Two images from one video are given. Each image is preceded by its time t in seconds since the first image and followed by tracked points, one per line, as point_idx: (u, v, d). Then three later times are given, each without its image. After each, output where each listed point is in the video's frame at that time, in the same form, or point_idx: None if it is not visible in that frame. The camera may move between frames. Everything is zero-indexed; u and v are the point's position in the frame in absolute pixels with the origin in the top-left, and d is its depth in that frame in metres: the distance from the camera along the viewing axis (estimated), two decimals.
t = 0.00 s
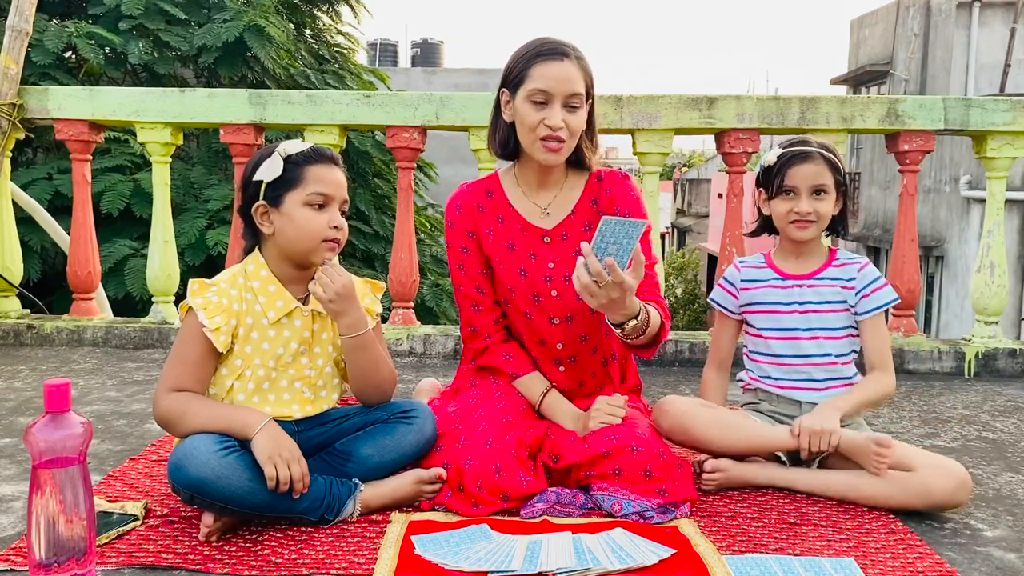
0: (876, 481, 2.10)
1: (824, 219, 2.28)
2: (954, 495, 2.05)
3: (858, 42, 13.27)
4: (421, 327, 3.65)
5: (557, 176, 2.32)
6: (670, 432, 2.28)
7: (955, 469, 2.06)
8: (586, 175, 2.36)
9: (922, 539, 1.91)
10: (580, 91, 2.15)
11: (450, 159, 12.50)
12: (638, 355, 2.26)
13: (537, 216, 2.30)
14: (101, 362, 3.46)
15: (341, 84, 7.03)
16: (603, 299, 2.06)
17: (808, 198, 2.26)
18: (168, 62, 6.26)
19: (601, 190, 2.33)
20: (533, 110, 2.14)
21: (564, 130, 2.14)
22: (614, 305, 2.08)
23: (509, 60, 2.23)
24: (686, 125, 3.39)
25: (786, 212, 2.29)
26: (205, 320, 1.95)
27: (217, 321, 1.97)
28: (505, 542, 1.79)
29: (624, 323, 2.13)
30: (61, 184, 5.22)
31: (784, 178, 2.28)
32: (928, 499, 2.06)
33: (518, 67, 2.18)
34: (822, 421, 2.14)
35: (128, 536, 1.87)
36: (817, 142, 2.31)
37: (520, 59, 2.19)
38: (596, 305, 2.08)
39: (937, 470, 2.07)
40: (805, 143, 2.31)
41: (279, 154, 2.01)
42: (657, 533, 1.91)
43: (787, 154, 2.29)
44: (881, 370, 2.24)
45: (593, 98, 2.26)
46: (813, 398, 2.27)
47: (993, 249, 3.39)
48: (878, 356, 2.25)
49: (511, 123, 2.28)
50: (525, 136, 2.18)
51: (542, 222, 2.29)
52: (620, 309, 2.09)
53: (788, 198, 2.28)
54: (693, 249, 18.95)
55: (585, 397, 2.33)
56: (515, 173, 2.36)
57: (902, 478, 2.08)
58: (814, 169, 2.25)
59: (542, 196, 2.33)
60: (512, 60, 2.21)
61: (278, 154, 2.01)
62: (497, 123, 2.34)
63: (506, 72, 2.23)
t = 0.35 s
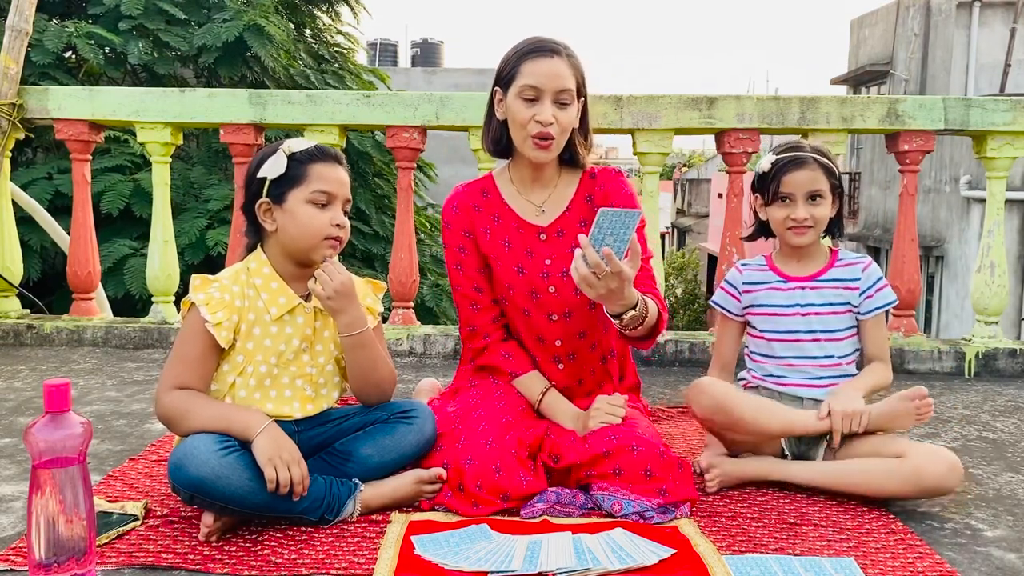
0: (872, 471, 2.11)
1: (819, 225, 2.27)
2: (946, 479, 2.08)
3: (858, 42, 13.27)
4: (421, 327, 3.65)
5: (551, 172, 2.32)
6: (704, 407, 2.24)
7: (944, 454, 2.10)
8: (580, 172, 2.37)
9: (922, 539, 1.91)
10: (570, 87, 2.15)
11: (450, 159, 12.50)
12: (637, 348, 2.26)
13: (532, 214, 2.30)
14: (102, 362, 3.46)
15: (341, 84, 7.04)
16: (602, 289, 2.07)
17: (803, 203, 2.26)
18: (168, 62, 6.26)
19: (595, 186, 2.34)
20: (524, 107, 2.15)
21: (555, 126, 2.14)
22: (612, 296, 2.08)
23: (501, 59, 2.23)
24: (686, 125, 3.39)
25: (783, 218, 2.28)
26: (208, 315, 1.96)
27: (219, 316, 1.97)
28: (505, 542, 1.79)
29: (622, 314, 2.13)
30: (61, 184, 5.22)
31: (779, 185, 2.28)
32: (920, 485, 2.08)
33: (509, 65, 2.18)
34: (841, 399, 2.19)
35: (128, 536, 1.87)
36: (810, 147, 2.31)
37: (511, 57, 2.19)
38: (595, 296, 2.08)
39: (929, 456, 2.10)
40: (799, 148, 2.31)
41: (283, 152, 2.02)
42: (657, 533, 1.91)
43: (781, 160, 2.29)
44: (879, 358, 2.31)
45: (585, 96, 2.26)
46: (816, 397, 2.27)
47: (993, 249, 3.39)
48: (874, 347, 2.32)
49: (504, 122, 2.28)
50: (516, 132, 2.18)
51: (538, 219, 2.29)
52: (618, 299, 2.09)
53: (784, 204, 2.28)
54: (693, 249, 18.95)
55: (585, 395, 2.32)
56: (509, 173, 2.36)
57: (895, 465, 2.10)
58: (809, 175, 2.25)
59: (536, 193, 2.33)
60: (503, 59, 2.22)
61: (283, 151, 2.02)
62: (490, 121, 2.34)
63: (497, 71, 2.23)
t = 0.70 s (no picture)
0: (833, 461, 2.14)
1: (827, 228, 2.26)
2: (905, 466, 2.09)
3: (858, 42, 13.27)
4: (421, 327, 3.65)
5: (547, 172, 2.32)
6: (738, 392, 2.20)
7: (902, 442, 2.11)
8: (575, 172, 2.37)
9: (922, 539, 1.91)
10: (565, 87, 2.15)
11: (450, 159, 12.50)
12: (633, 344, 2.26)
13: (528, 213, 2.30)
14: (102, 362, 3.46)
15: (341, 84, 7.03)
16: (597, 286, 2.06)
17: (809, 207, 2.25)
18: (168, 62, 6.25)
19: (590, 185, 2.33)
20: (519, 107, 2.15)
21: (551, 126, 2.14)
22: (608, 293, 2.08)
23: (496, 59, 2.23)
24: (686, 124, 3.38)
25: (789, 223, 2.27)
26: (213, 310, 1.96)
27: (225, 311, 1.97)
28: (505, 542, 1.79)
29: (618, 311, 2.12)
30: (61, 183, 5.22)
31: (784, 189, 2.27)
32: (877, 472, 2.10)
33: (504, 65, 2.18)
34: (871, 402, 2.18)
35: (128, 536, 1.87)
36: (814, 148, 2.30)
37: (507, 58, 2.19)
38: (590, 292, 2.08)
39: (886, 443, 2.12)
40: (803, 151, 2.30)
41: (283, 151, 2.02)
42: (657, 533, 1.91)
43: (785, 164, 2.28)
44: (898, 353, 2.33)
45: (580, 95, 2.26)
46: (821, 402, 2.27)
47: (993, 249, 3.39)
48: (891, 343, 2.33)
49: (499, 122, 2.28)
50: (511, 133, 2.18)
51: (533, 219, 2.29)
52: (614, 296, 2.08)
53: (790, 208, 2.27)
54: (693, 249, 18.96)
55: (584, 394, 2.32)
56: (505, 173, 2.36)
57: (852, 451, 2.13)
58: (814, 178, 2.24)
59: (531, 193, 2.33)
60: (498, 59, 2.22)
61: (282, 150, 2.02)
62: (485, 120, 2.34)
63: (492, 71, 2.23)
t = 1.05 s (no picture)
0: (832, 487, 2.08)
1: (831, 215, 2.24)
2: (904, 501, 2.00)
3: (858, 42, 13.27)
4: (421, 327, 3.65)
5: (547, 171, 2.32)
6: (810, 450, 2.08)
7: (906, 475, 2.01)
8: (573, 172, 2.36)
9: (922, 539, 1.91)
10: (564, 87, 2.15)
11: (450, 159, 12.50)
12: (634, 343, 2.25)
13: (527, 213, 2.30)
14: (102, 361, 3.46)
15: (340, 84, 7.03)
16: (599, 285, 2.06)
17: (814, 195, 2.23)
18: (168, 62, 6.25)
19: (588, 185, 2.33)
20: (519, 107, 2.15)
21: (551, 125, 2.15)
22: (609, 292, 2.08)
23: (496, 59, 2.23)
24: (686, 125, 3.38)
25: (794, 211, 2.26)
26: (220, 307, 1.96)
27: (232, 308, 1.97)
28: (505, 542, 1.79)
29: (619, 309, 2.12)
30: (61, 183, 5.22)
31: (787, 177, 2.25)
32: (873, 506, 2.03)
33: (503, 66, 2.18)
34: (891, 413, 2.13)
35: (128, 536, 1.87)
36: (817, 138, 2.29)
37: (506, 58, 2.19)
38: (592, 292, 2.08)
39: (888, 477, 2.02)
40: (806, 139, 2.29)
41: (280, 152, 2.01)
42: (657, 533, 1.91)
43: (788, 151, 2.26)
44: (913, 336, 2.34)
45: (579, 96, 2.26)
46: (832, 401, 2.25)
47: (993, 249, 3.39)
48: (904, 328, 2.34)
49: (499, 121, 2.28)
50: (512, 133, 2.17)
51: (532, 218, 2.29)
52: (615, 296, 2.08)
53: (794, 196, 2.26)
54: (693, 249, 18.96)
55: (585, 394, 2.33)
56: (505, 173, 2.36)
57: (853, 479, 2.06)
58: (818, 165, 2.23)
59: (531, 193, 2.33)
60: (497, 60, 2.22)
61: (280, 152, 2.01)
62: (485, 120, 2.34)
63: (492, 71, 2.23)
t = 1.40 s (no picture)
0: (838, 488, 2.08)
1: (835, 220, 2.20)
2: (909, 505, 2.00)
3: (858, 42, 13.26)
4: (422, 327, 3.65)
5: (553, 167, 2.31)
6: (904, 450, 2.02)
7: (913, 478, 2.01)
8: (584, 168, 2.35)
9: (922, 539, 1.91)
10: (545, 82, 2.14)
11: (450, 159, 12.51)
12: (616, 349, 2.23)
13: (535, 208, 2.29)
14: (102, 361, 3.46)
15: (340, 84, 7.03)
16: (541, 310, 2.01)
17: (814, 202, 2.20)
18: (168, 63, 6.25)
19: (598, 186, 2.32)
20: (503, 108, 2.19)
21: (529, 123, 2.14)
22: (558, 314, 2.02)
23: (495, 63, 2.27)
24: (686, 125, 3.38)
25: (795, 219, 2.22)
26: (225, 305, 1.96)
27: (236, 306, 1.97)
28: (505, 542, 1.79)
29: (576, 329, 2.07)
30: (61, 183, 5.22)
31: (783, 184, 2.23)
32: (878, 510, 2.02)
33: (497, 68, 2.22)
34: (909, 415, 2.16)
35: (127, 536, 1.87)
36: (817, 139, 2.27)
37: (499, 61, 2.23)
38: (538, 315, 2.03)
39: (893, 481, 2.02)
40: (801, 142, 2.25)
41: (274, 156, 2.01)
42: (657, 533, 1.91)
43: (783, 157, 2.24)
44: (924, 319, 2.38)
45: (579, 91, 2.23)
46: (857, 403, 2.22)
47: (993, 249, 3.39)
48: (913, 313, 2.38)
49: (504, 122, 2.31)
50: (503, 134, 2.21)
51: (540, 213, 2.29)
52: (565, 317, 2.03)
53: (794, 203, 2.23)
54: (693, 249, 18.96)
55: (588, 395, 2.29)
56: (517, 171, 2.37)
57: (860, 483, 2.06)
58: (815, 169, 2.19)
59: (539, 188, 2.32)
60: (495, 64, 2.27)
61: (274, 157, 2.01)
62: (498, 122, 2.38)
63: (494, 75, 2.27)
